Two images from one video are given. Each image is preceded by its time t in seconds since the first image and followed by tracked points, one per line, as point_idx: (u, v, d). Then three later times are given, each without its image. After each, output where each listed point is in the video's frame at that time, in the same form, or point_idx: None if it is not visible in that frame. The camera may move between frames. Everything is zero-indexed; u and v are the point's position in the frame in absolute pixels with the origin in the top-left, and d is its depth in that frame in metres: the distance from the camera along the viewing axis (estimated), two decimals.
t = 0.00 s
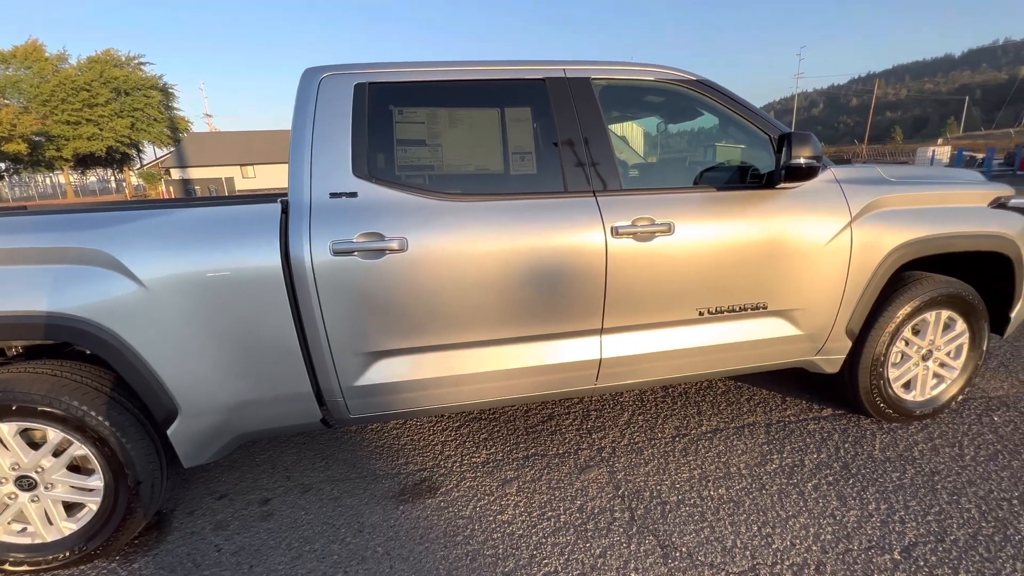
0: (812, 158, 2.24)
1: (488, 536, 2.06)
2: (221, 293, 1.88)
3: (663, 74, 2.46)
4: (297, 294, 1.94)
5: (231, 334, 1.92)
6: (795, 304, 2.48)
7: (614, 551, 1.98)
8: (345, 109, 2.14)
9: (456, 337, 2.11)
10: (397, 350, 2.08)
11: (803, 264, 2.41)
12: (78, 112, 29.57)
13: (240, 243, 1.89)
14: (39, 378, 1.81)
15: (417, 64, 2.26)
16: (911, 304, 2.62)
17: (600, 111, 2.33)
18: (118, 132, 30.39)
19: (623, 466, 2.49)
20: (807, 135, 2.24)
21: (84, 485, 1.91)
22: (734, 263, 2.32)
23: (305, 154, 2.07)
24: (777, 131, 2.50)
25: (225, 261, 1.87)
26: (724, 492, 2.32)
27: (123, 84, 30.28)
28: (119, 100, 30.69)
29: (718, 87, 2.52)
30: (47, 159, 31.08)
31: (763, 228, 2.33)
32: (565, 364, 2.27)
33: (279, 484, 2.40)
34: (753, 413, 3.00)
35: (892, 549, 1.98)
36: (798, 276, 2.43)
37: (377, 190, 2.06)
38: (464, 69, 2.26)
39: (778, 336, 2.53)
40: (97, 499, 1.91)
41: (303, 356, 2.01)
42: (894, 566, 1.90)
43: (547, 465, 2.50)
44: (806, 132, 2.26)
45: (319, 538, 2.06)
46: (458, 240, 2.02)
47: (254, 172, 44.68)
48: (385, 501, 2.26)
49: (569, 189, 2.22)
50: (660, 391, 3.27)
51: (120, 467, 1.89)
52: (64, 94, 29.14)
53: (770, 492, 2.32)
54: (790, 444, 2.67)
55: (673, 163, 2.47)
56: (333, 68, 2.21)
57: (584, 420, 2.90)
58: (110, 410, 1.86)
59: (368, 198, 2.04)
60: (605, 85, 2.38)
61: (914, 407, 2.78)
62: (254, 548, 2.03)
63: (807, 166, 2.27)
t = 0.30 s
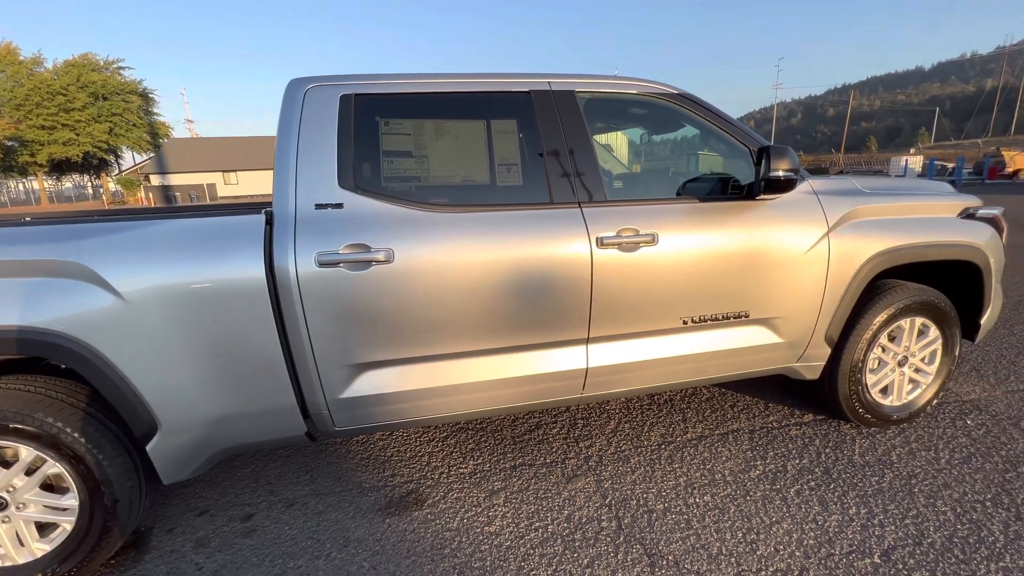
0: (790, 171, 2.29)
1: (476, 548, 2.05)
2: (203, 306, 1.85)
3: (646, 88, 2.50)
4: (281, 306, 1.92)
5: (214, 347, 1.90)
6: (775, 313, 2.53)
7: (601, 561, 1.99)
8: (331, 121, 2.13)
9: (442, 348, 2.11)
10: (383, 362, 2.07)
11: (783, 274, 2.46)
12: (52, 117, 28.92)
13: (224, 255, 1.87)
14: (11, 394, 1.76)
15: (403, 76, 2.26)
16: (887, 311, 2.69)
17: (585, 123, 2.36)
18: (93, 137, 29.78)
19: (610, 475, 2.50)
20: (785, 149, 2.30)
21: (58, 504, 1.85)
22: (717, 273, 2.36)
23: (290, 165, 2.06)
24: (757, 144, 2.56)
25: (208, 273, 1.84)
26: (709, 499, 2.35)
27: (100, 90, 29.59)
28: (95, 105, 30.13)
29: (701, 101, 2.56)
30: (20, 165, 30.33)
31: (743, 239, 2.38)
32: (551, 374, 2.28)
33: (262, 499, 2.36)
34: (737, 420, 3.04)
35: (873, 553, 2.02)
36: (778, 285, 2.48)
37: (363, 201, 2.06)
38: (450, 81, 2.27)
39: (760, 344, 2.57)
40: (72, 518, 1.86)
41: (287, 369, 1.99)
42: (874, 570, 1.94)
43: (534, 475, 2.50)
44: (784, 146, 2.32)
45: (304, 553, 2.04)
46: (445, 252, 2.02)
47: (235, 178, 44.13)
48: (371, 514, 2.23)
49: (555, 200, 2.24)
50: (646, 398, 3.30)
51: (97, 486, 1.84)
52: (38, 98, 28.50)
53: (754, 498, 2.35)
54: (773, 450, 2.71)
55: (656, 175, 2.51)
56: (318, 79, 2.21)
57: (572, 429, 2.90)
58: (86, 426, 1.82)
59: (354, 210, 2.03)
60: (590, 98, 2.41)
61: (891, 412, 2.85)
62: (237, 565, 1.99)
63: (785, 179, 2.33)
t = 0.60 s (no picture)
0: (769, 179, 2.32)
1: (460, 561, 2.02)
2: (178, 317, 1.81)
3: (628, 96, 2.52)
4: (259, 316, 1.88)
5: (189, 359, 1.85)
6: (757, 319, 2.55)
7: (586, 571, 1.98)
8: (311, 128, 2.10)
9: (425, 357, 2.09)
10: (364, 372, 2.04)
11: (764, 280, 2.49)
12: (27, 122, 28.31)
13: (200, 264, 1.83)
14: None
15: (385, 83, 2.25)
16: (866, 317, 2.73)
17: (568, 131, 2.36)
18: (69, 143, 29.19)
19: (596, 483, 2.49)
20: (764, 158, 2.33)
21: (23, 524, 1.77)
22: (699, 280, 2.37)
23: (269, 173, 2.02)
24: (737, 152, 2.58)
25: (183, 283, 1.80)
26: (694, 506, 2.35)
27: (79, 93, 29.35)
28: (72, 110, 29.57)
29: (682, 109, 2.58)
30: None
31: (725, 246, 2.39)
32: (535, 382, 2.27)
33: (241, 515, 2.30)
34: (721, 425, 3.05)
35: (855, 557, 2.03)
36: (759, 291, 2.50)
37: (344, 209, 2.03)
38: (432, 89, 2.26)
39: (742, 350, 2.59)
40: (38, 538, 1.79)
41: (266, 380, 1.95)
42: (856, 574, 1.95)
43: (520, 484, 2.48)
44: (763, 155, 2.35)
45: (283, 570, 1.99)
46: (427, 260, 2.00)
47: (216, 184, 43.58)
48: (353, 528, 2.19)
49: (538, 208, 2.24)
50: (631, 405, 3.30)
51: (65, 504, 1.78)
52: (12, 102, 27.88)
53: (738, 504, 2.35)
54: (757, 455, 2.73)
55: (639, 182, 2.51)
56: (298, 86, 2.18)
57: (557, 437, 2.89)
58: (54, 442, 1.76)
59: (335, 218, 2.00)
60: (572, 106, 2.42)
61: (872, 416, 2.88)
62: None
63: (765, 186, 2.35)
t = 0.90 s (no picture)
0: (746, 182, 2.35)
1: (441, 569, 2.00)
2: (149, 323, 1.77)
3: (606, 101, 2.53)
4: (233, 322, 1.85)
5: (161, 367, 1.81)
6: (736, 321, 2.57)
7: None
8: (287, 131, 2.08)
9: (404, 362, 2.06)
10: (342, 378, 2.01)
11: (742, 283, 2.51)
12: None
13: (172, 270, 1.79)
14: None
15: (363, 86, 2.23)
16: (843, 318, 2.76)
17: (547, 135, 2.37)
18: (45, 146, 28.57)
19: (579, 487, 2.49)
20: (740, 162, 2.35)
21: None
22: (678, 283, 2.38)
23: (243, 177, 1.99)
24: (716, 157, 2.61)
25: (155, 289, 1.76)
26: (676, 508, 2.35)
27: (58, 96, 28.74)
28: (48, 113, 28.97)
29: (662, 114, 2.60)
30: None
31: (703, 249, 2.41)
32: (516, 386, 2.26)
33: (216, 526, 2.25)
34: (704, 427, 3.07)
35: (833, 557, 2.05)
36: (738, 294, 2.52)
37: (321, 213, 2.00)
38: (410, 92, 2.25)
39: (722, 352, 2.61)
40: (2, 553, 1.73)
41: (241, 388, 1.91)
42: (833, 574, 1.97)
43: (502, 489, 2.46)
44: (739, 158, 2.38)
45: None
46: (405, 265, 1.99)
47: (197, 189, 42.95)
48: (332, 537, 2.15)
49: (518, 212, 2.23)
50: (615, 408, 3.31)
51: (29, 517, 1.72)
52: None
53: (719, 506, 2.37)
54: (738, 457, 2.74)
55: (620, 187, 2.53)
56: (274, 89, 2.16)
57: (541, 441, 2.88)
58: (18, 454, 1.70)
59: (311, 222, 1.97)
60: (552, 111, 2.42)
61: (850, 416, 2.92)
62: None
63: (742, 190, 2.38)
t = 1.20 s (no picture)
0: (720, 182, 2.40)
1: (419, 570, 1.98)
2: (118, 325, 1.73)
3: (584, 100, 2.54)
4: (206, 323, 1.82)
5: (131, 369, 1.77)
6: (714, 319, 2.59)
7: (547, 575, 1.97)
8: (260, 130, 2.05)
9: (381, 362, 2.05)
10: (318, 379, 1.99)
11: (719, 281, 2.53)
12: None
13: (141, 271, 1.76)
14: None
15: (338, 84, 2.21)
16: (819, 316, 2.80)
17: (525, 134, 2.37)
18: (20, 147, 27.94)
19: (560, 486, 2.49)
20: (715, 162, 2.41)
21: None
22: (656, 281, 2.40)
23: (216, 175, 1.96)
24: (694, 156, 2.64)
25: (124, 289, 1.73)
26: (655, 506, 2.36)
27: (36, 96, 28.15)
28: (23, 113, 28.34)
29: (641, 113, 2.62)
30: None
31: (681, 247, 2.43)
32: (495, 385, 2.26)
33: (191, 531, 2.21)
34: (685, 425, 3.09)
35: (808, 551, 2.08)
36: (715, 292, 2.54)
37: (295, 212, 1.98)
38: (387, 90, 2.23)
39: (701, 350, 2.63)
40: None
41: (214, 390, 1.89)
42: (808, 568, 2.00)
43: (483, 490, 2.45)
44: (715, 158, 2.43)
45: None
46: (382, 264, 1.97)
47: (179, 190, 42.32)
48: (309, 541, 2.13)
49: (496, 211, 2.23)
50: (597, 407, 3.31)
51: None
52: None
53: (698, 502, 2.38)
54: (717, 454, 2.77)
55: (600, 185, 2.54)
56: (247, 87, 2.13)
57: (524, 441, 2.88)
58: None
59: (285, 221, 1.95)
60: (530, 109, 2.42)
61: (827, 412, 2.96)
62: None
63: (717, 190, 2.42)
